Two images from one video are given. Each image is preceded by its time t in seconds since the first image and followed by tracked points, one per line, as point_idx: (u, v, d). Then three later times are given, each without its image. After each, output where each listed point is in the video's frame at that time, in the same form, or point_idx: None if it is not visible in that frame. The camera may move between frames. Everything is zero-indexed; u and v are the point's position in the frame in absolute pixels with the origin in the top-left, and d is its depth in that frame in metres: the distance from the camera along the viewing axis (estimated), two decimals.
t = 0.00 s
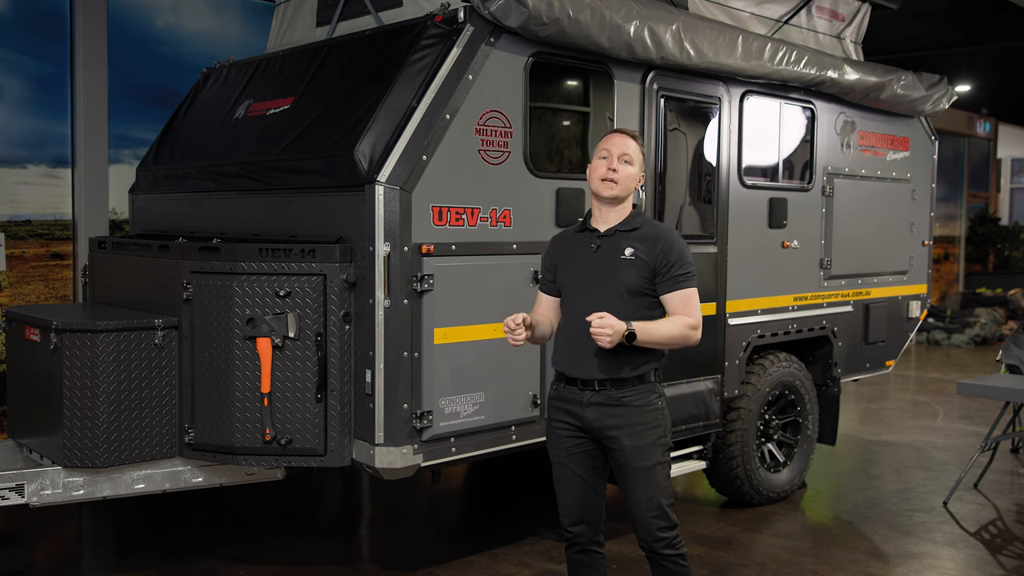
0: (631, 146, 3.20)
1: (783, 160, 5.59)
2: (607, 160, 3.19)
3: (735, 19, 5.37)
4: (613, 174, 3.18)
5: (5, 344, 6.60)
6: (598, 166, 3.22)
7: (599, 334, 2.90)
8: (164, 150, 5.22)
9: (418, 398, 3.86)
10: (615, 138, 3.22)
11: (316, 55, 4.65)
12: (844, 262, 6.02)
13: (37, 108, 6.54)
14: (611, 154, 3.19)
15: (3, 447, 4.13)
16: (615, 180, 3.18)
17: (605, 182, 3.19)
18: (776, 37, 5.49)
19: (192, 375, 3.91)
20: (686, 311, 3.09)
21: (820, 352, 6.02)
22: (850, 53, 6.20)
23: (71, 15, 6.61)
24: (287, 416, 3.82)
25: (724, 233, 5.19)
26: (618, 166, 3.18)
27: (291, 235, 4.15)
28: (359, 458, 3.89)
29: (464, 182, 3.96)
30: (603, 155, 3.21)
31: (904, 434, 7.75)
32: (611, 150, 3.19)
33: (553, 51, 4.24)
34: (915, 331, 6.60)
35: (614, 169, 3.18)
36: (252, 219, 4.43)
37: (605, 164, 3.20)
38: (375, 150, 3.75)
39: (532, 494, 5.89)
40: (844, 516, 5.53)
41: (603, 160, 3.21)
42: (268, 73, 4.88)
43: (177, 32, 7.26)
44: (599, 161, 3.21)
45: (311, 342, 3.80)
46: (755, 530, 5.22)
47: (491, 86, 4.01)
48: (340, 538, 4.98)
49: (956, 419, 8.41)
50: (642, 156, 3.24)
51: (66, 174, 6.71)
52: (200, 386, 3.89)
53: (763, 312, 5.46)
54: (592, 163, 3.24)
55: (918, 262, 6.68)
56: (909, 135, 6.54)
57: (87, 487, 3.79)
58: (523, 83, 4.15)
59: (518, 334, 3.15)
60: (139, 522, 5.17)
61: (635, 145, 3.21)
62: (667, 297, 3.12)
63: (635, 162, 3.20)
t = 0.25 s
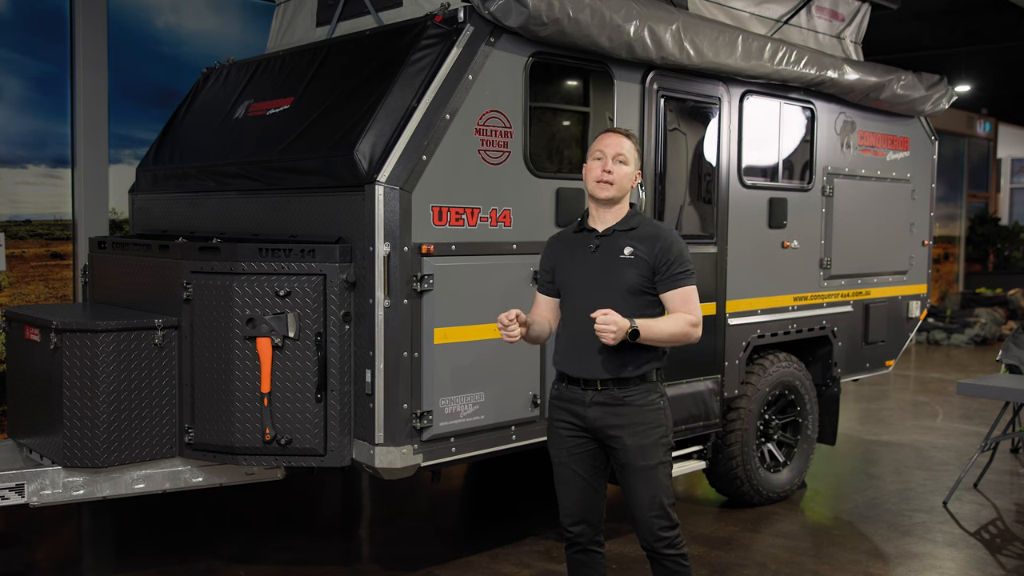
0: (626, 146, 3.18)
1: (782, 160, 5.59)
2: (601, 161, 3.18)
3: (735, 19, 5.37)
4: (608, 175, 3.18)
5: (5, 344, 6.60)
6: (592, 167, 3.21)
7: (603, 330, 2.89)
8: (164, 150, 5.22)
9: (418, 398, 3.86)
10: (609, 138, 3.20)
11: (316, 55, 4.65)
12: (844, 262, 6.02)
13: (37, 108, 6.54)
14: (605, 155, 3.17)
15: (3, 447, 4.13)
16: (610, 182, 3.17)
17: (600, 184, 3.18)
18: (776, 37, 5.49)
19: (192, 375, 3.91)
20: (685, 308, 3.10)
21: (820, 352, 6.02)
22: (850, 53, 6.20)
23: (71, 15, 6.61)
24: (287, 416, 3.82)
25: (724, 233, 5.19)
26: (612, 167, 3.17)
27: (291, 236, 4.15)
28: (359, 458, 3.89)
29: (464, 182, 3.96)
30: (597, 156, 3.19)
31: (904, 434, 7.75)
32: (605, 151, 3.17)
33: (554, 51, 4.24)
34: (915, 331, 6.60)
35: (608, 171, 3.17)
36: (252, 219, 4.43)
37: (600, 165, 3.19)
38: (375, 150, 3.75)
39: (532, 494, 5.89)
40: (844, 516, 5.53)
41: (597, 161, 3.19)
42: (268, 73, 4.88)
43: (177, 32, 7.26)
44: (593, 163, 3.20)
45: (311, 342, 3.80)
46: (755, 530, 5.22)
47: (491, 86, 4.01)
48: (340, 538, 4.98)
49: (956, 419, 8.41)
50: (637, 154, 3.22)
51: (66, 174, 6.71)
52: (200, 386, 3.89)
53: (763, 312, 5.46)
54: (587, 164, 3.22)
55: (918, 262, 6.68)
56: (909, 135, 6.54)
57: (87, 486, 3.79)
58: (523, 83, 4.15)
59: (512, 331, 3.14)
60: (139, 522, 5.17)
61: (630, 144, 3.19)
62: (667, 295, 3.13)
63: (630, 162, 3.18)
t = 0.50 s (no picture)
0: (618, 144, 3.14)
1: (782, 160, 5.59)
2: (594, 162, 3.17)
3: (735, 19, 5.38)
4: (601, 176, 3.16)
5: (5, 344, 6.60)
6: (587, 169, 3.20)
7: (604, 334, 2.89)
8: (164, 150, 5.22)
9: (418, 398, 3.86)
10: (601, 137, 3.17)
11: (316, 55, 4.65)
12: (844, 262, 6.02)
13: (36, 108, 6.54)
14: (596, 155, 3.16)
15: (3, 447, 4.12)
16: (604, 182, 3.16)
17: (596, 186, 3.17)
18: (776, 37, 5.49)
19: (192, 375, 3.91)
20: (691, 306, 3.09)
21: (820, 352, 6.02)
22: (850, 53, 6.20)
23: (71, 15, 6.60)
24: (287, 416, 3.82)
25: (724, 233, 5.19)
26: (605, 167, 3.16)
27: (290, 236, 4.15)
28: (359, 458, 3.89)
29: (464, 182, 3.96)
30: (590, 158, 3.18)
31: (904, 434, 7.75)
32: (597, 152, 3.15)
33: (553, 51, 4.24)
34: (915, 331, 6.61)
35: (601, 172, 3.16)
36: (252, 219, 4.43)
37: (593, 166, 3.18)
38: (375, 150, 3.75)
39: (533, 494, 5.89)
40: (844, 516, 5.52)
41: (591, 162, 3.18)
42: (268, 73, 4.88)
43: (177, 32, 7.26)
44: (587, 164, 3.19)
45: (311, 342, 3.80)
46: (755, 530, 5.21)
47: (491, 86, 4.01)
48: (340, 538, 4.98)
49: (956, 419, 8.41)
50: (632, 151, 3.19)
51: (66, 174, 6.71)
52: (200, 386, 3.90)
53: (762, 312, 5.46)
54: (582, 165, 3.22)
55: (918, 262, 6.69)
56: (909, 135, 6.54)
57: (86, 486, 3.79)
58: (523, 82, 4.15)
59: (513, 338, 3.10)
60: (139, 523, 5.17)
61: (623, 144, 3.16)
62: (672, 293, 3.13)
63: (623, 160, 3.15)
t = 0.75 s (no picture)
0: (643, 146, 3.16)
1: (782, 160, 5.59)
2: (619, 164, 3.18)
3: (735, 19, 5.37)
4: (627, 177, 3.17)
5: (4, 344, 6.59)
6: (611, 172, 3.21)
7: (624, 335, 2.91)
8: (164, 150, 5.22)
9: (418, 398, 3.85)
10: (626, 140, 3.19)
11: (315, 55, 4.64)
12: (844, 262, 6.02)
13: (36, 108, 6.53)
14: (622, 158, 3.17)
15: (2, 447, 4.12)
16: (629, 185, 3.16)
17: (621, 188, 3.18)
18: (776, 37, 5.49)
19: (192, 375, 3.91)
20: (718, 308, 3.07)
21: (819, 351, 6.02)
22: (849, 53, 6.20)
23: (70, 14, 6.60)
24: (286, 416, 3.82)
25: (724, 233, 5.19)
26: (631, 169, 3.16)
27: (290, 235, 4.14)
28: (359, 458, 3.89)
29: (463, 181, 3.96)
30: (615, 160, 3.20)
31: (904, 434, 7.75)
32: (621, 155, 3.17)
33: (553, 51, 4.24)
34: (915, 331, 6.61)
35: (626, 174, 3.17)
36: (251, 219, 4.42)
37: (619, 168, 3.19)
38: (375, 149, 3.75)
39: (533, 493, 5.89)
40: (844, 516, 5.52)
41: (616, 165, 3.20)
42: (267, 73, 4.88)
43: (177, 32, 7.26)
44: (612, 167, 3.20)
45: (311, 342, 3.79)
46: (755, 530, 5.21)
47: (491, 86, 4.01)
48: (340, 538, 4.98)
49: (955, 419, 8.40)
50: (657, 153, 3.20)
51: (65, 173, 6.71)
52: (199, 385, 3.89)
53: (762, 312, 5.46)
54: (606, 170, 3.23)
55: (918, 262, 6.69)
56: (909, 135, 6.54)
57: (86, 486, 3.79)
58: (523, 82, 4.15)
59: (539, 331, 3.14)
60: (139, 523, 5.16)
61: (648, 145, 3.18)
62: (698, 293, 3.11)
63: (648, 162, 3.17)
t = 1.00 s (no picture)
0: (686, 147, 3.16)
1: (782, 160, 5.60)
2: (662, 164, 3.16)
3: (735, 19, 5.37)
4: (670, 178, 3.15)
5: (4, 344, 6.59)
6: (652, 170, 3.18)
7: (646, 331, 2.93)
8: (164, 150, 5.22)
9: (418, 398, 3.85)
10: (669, 139, 3.17)
11: (315, 55, 4.64)
12: (844, 262, 6.02)
13: (36, 108, 6.53)
14: (666, 158, 3.15)
15: (2, 447, 4.11)
16: (671, 184, 3.15)
17: (662, 187, 3.16)
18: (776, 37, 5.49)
19: (192, 375, 3.91)
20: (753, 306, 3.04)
21: (819, 351, 6.02)
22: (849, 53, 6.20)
23: (70, 14, 6.60)
24: (286, 416, 3.82)
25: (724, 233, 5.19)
26: (675, 170, 3.15)
27: (290, 235, 4.14)
28: (359, 458, 3.89)
29: (463, 181, 3.96)
30: (657, 159, 3.17)
31: (904, 434, 7.75)
32: (666, 153, 3.15)
33: (553, 51, 4.24)
34: (915, 331, 6.61)
35: (670, 174, 3.15)
36: (251, 219, 4.42)
37: (661, 168, 3.17)
38: (375, 149, 3.74)
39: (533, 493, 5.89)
40: (844, 516, 5.52)
41: (658, 164, 3.17)
42: (267, 73, 4.88)
43: (177, 32, 7.26)
44: (654, 166, 3.17)
45: (311, 342, 3.79)
46: (756, 531, 5.21)
47: (491, 86, 4.01)
48: (340, 538, 4.97)
49: (955, 418, 8.40)
50: (696, 155, 3.20)
51: (65, 173, 6.71)
52: (199, 385, 3.89)
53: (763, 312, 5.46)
54: (646, 168, 3.20)
55: (918, 262, 6.69)
56: (909, 135, 6.54)
57: (86, 486, 3.78)
58: (523, 82, 4.15)
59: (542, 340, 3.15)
60: (139, 523, 5.16)
61: (690, 147, 3.17)
62: (729, 293, 3.10)
63: (691, 164, 3.16)
